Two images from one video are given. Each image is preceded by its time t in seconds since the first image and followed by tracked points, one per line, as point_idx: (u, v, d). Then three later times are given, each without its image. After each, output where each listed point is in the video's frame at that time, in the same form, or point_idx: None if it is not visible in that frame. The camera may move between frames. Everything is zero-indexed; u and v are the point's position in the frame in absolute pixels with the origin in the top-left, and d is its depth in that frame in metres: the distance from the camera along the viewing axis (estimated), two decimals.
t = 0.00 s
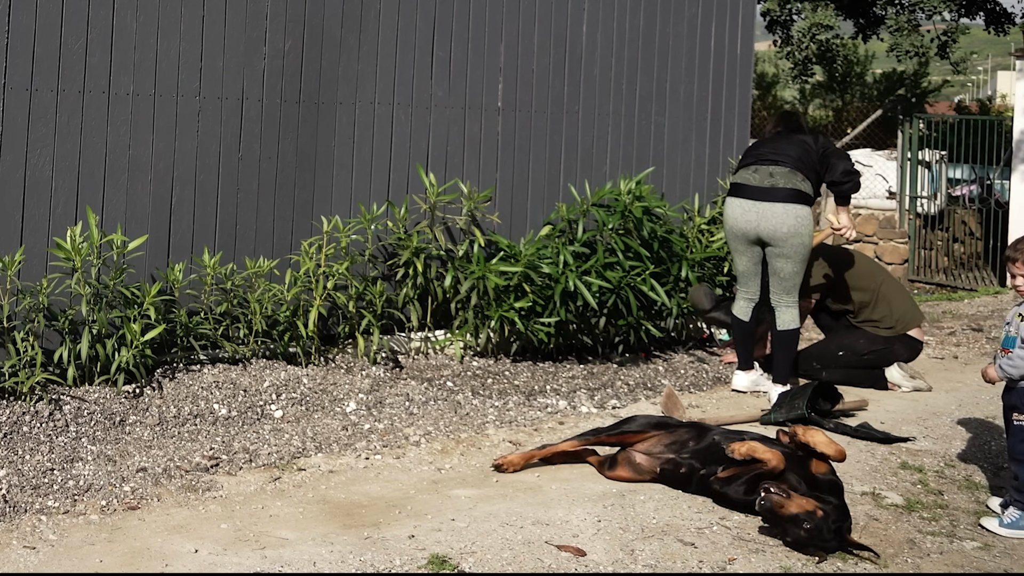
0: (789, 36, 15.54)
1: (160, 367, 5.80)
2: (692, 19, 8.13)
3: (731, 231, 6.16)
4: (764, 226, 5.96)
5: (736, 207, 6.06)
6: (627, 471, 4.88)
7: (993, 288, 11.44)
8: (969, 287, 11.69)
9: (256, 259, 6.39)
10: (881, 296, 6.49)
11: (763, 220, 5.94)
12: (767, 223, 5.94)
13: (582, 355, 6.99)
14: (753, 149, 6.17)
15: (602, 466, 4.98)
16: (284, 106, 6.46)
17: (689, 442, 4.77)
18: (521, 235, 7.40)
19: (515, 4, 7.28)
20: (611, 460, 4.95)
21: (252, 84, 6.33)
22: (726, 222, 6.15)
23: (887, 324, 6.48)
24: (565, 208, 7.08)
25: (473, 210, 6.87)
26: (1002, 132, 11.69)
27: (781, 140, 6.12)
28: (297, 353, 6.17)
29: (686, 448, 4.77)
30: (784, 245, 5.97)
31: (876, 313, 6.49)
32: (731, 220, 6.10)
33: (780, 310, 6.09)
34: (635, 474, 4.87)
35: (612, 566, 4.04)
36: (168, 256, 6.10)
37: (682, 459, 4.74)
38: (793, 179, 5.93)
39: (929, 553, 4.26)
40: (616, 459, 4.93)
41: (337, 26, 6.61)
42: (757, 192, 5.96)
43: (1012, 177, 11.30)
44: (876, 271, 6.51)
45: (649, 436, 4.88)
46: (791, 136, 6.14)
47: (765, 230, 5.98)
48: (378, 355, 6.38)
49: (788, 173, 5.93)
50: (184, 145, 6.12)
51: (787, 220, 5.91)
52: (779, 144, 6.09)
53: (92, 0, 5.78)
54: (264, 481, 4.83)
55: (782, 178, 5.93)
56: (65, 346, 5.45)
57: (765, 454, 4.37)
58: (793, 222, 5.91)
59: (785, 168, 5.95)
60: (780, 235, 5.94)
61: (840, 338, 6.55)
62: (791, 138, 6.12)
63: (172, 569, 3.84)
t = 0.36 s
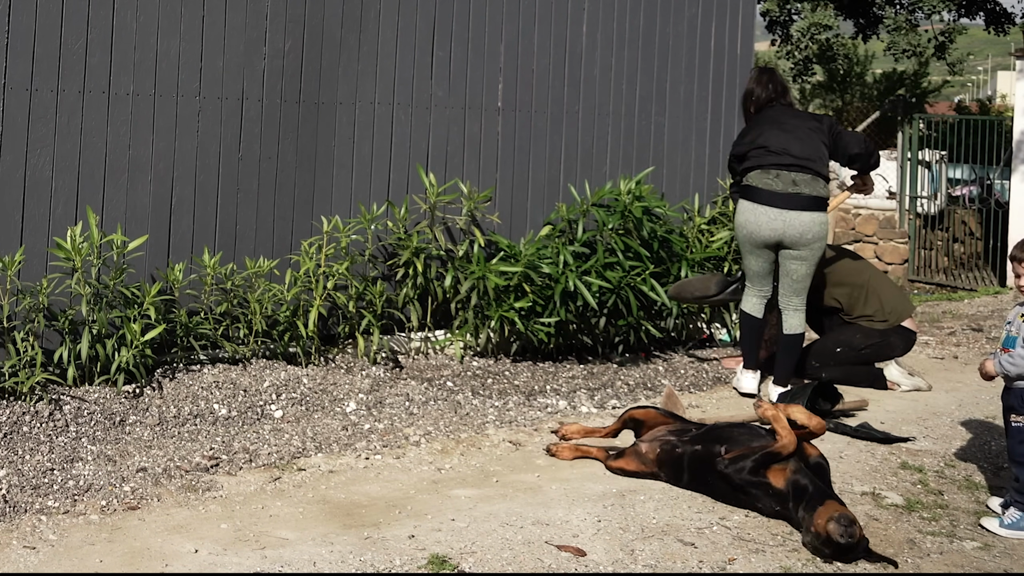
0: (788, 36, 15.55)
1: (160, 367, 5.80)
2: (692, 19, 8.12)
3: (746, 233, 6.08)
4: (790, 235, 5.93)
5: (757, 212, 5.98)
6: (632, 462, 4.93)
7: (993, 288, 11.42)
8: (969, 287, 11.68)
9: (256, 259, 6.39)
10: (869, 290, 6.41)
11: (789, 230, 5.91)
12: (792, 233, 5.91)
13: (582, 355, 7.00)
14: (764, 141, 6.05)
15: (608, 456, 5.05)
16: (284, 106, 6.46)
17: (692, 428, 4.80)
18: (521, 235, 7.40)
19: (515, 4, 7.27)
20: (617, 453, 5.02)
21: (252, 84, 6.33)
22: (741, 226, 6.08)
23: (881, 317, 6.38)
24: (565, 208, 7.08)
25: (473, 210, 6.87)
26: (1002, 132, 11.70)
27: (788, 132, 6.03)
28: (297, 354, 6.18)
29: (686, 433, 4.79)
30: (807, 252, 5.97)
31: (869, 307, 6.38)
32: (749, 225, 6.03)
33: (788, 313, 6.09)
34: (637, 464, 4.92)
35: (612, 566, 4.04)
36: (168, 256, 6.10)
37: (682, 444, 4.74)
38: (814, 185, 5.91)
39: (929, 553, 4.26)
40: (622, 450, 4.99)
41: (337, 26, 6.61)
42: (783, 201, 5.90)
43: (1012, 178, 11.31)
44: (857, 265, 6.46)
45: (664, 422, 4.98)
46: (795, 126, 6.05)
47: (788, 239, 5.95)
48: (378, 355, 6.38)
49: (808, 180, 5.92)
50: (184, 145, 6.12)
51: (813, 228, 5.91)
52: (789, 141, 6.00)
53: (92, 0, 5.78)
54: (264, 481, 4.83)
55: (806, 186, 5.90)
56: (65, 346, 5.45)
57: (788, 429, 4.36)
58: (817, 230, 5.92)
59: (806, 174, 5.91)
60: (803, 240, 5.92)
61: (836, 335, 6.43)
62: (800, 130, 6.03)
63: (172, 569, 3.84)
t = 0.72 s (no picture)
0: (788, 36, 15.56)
1: (160, 367, 5.81)
2: (692, 19, 8.12)
3: (755, 234, 5.87)
4: (805, 231, 5.89)
5: (776, 212, 5.82)
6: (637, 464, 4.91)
7: (994, 288, 11.44)
8: (969, 287, 11.72)
9: (257, 259, 6.39)
10: (872, 293, 6.57)
11: (807, 225, 5.88)
12: (808, 228, 5.89)
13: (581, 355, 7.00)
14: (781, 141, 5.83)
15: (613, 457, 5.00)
16: (284, 106, 6.46)
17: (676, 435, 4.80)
18: (521, 235, 7.40)
19: (515, 4, 7.27)
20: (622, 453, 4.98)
21: (252, 84, 6.33)
22: (749, 227, 5.88)
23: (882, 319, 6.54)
24: (565, 207, 7.08)
25: (473, 210, 6.87)
26: (1001, 132, 11.68)
27: (795, 131, 5.86)
28: (297, 354, 6.18)
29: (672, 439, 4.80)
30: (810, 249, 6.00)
31: (871, 309, 6.55)
32: (761, 225, 5.85)
33: (786, 313, 6.07)
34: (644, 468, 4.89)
35: (612, 566, 4.04)
36: (168, 256, 6.10)
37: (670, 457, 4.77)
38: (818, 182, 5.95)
39: (929, 553, 4.26)
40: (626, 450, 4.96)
41: (337, 26, 6.61)
42: (802, 197, 5.85)
43: (1012, 178, 11.30)
44: (861, 265, 6.57)
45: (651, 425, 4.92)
46: (799, 123, 5.89)
47: (802, 235, 5.91)
48: (378, 355, 6.38)
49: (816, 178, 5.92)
50: (185, 145, 6.12)
51: (819, 225, 5.95)
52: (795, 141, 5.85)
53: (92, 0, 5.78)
54: (264, 481, 4.83)
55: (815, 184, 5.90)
56: (65, 346, 5.45)
57: (742, 469, 4.31)
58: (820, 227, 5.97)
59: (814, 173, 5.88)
60: (812, 236, 5.94)
61: (838, 334, 6.57)
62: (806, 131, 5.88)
63: (172, 569, 3.84)
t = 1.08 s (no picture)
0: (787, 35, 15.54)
1: (160, 367, 5.80)
2: (692, 19, 8.12)
3: (742, 240, 5.92)
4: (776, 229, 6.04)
5: (759, 215, 5.91)
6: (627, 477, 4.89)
7: (994, 288, 11.37)
8: (969, 287, 11.62)
9: (256, 259, 6.39)
10: (874, 294, 6.64)
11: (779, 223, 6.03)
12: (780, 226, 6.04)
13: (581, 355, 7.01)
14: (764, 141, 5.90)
15: (603, 467, 4.96)
16: (284, 106, 6.46)
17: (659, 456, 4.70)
18: (521, 235, 7.40)
19: (515, 4, 7.27)
20: (610, 460, 4.92)
21: (252, 84, 6.33)
22: (734, 232, 5.91)
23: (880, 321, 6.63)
24: (565, 207, 7.08)
25: (473, 210, 6.87)
26: (1002, 132, 11.64)
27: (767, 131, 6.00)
28: (297, 354, 6.18)
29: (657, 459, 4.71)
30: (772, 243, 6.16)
31: (873, 311, 6.63)
32: (738, 229, 5.89)
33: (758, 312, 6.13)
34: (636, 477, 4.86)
35: (612, 566, 4.04)
36: (168, 256, 6.10)
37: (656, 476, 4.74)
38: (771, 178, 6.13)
39: (929, 553, 4.26)
40: (614, 461, 4.90)
41: (337, 26, 6.61)
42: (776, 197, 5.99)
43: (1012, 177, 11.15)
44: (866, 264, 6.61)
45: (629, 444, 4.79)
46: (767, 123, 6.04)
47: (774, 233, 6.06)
48: (378, 355, 6.38)
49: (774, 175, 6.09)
50: (184, 145, 6.12)
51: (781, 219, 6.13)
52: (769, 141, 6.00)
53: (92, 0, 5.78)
54: (264, 481, 4.83)
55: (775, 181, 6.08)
56: (65, 346, 5.44)
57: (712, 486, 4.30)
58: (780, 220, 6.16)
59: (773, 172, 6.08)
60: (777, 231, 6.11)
61: (839, 337, 6.64)
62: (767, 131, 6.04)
63: (172, 569, 3.84)
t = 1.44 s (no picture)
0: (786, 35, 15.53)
1: (160, 367, 5.81)
2: (692, 18, 8.12)
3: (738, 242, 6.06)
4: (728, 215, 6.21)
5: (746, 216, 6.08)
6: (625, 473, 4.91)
7: (993, 288, 11.38)
8: (969, 287, 11.63)
9: (256, 259, 6.39)
10: (884, 298, 6.67)
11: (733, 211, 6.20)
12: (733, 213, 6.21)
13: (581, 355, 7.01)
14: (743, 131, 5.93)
15: (602, 464, 4.99)
16: (284, 106, 6.46)
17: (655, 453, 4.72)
18: (521, 235, 7.40)
19: (515, 4, 7.27)
20: (610, 457, 4.95)
21: (252, 84, 6.33)
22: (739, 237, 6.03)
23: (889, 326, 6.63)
24: (565, 207, 7.08)
25: (473, 210, 6.86)
26: (1002, 132, 11.64)
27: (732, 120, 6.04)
28: (297, 354, 6.18)
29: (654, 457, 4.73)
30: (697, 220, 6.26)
31: (879, 316, 6.64)
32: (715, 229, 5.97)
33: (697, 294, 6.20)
34: (634, 474, 4.87)
35: (612, 566, 4.04)
36: (168, 256, 6.10)
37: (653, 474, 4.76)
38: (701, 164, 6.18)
39: (929, 553, 4.26)
40: (613, 457, 4.93)
41: (337, 26, 6.61)
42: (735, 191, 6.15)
43: (1012, 178, 11.15)
44: (879, 270, 6.67)
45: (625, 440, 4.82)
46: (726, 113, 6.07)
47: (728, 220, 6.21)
48: (378, 355, 6.39)
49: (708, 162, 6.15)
50: (184, 145, 6.12)
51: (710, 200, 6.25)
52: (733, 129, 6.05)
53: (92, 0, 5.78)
54: (264, 481, 4.83)
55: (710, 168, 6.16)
56: (65, 346, 5.44)
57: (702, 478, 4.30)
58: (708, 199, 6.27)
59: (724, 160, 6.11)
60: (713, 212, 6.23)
61: (842, 341, 6.67)
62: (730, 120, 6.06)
63: (172, 569, 3.84)
